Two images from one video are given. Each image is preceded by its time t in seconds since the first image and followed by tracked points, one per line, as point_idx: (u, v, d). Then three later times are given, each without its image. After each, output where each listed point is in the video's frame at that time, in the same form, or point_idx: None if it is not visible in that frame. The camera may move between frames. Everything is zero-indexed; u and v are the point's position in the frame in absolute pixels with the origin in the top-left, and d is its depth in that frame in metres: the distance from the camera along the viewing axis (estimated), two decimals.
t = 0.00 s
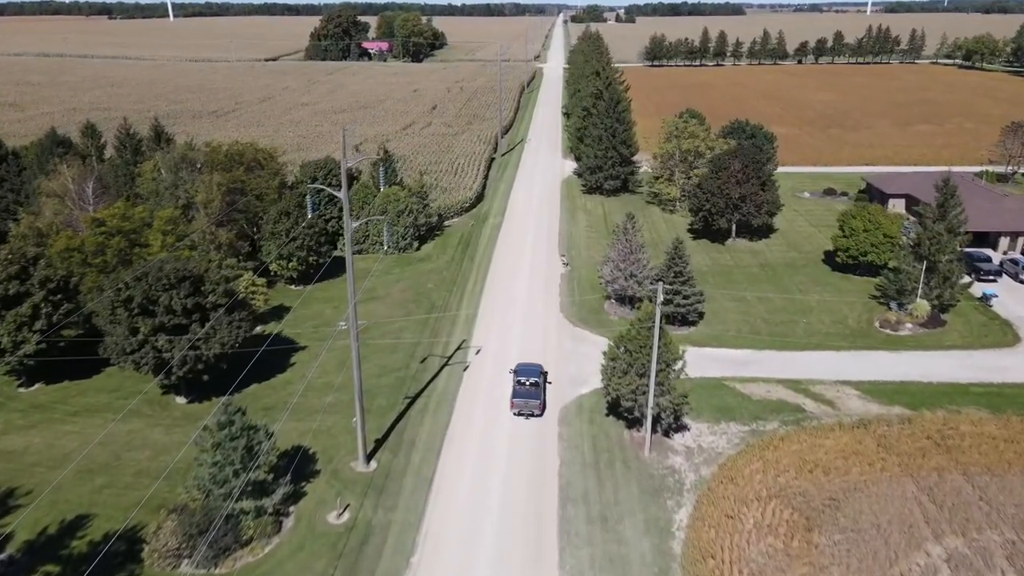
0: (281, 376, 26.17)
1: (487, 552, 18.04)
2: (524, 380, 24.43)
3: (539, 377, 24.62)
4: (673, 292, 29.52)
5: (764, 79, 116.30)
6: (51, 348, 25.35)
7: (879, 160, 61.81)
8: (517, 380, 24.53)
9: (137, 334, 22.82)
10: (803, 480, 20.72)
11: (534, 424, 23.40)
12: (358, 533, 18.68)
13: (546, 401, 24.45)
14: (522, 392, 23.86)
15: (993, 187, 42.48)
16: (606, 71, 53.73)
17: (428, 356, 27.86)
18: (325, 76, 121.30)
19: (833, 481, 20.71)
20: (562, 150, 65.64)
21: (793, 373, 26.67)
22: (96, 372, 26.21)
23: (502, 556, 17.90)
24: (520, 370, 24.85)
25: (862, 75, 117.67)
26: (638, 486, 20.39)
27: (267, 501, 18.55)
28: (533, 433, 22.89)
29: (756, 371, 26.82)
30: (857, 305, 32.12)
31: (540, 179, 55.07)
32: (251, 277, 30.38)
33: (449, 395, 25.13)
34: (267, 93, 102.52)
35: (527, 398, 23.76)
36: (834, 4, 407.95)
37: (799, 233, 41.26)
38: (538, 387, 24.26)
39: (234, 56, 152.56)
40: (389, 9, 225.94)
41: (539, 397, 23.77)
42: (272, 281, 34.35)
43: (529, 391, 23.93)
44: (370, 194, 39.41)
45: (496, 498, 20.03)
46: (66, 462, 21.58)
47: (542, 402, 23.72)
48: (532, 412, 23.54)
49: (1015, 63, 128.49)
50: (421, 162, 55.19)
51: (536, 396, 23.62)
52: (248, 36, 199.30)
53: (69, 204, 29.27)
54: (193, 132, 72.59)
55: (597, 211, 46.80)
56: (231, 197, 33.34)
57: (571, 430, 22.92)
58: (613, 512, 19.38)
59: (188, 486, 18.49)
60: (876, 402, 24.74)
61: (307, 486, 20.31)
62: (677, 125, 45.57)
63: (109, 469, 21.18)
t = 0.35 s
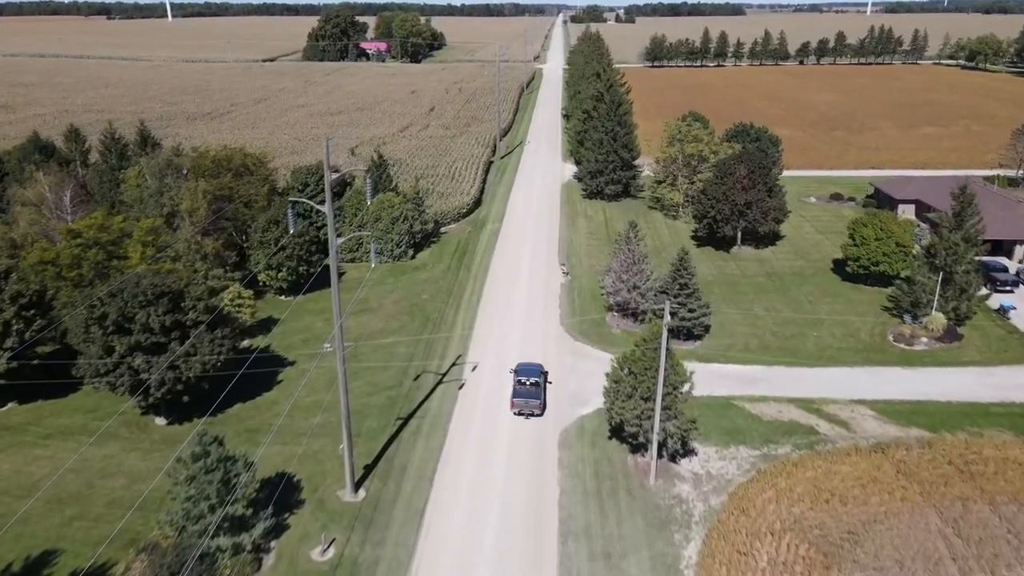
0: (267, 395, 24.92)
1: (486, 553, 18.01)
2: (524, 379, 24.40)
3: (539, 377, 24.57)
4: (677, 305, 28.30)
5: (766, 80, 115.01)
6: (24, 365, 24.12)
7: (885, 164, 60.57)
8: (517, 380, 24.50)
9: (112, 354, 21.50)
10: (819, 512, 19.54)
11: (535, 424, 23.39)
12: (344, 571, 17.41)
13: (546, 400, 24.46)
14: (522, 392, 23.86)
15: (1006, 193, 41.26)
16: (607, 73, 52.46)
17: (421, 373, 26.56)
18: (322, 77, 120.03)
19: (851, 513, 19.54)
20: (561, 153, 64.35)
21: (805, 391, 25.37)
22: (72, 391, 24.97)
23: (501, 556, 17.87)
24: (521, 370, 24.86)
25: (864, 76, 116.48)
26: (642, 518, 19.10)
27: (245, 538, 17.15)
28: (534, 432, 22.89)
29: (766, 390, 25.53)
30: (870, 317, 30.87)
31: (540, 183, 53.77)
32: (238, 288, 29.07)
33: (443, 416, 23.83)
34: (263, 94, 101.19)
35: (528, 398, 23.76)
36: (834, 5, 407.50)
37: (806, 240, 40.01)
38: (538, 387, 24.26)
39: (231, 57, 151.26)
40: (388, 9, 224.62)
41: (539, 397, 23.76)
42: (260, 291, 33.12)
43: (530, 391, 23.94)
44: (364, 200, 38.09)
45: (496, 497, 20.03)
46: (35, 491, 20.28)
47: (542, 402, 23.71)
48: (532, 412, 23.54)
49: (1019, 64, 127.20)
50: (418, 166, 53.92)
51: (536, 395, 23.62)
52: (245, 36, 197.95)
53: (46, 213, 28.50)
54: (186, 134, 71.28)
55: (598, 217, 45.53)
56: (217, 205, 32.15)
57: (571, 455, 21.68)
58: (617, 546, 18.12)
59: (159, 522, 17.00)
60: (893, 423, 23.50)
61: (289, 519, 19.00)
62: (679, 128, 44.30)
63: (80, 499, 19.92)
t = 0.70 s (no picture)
0: (253, 414, 23.75)
1: (486, 552, 17.96)
2: (525, 379, 24.39)
3: (539, 377, 24.56)
4: (682, 318, 27.14)
5: (767, 81, 113.90)
6: None
7: (891, 167, 59.44)
8: (517, 379, 24.47)
9: (86, 373, 20.29)
10: (836, 545, 18.40)
11: (535, 424, 23.41)
12: None
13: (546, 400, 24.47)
14: (522, 392, 23.90)
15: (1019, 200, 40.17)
16: (608, 75, 51.21)
17: (415, 391, 25.40)
18: (320, 79, 118.86)
19: (870, 546, 18.39)
20: (561, 156, 63.17)
21: (817, 410, 24.18)
22: (47, 411, 23.87)
23: (501, 556, 17.84)
24: (521, 370, 24.79)
25: (867, 78, 115.44)
26: (647, 548, 17.98)
27: None
28: (534, 432, 22.93)
29: (776, 408, 24.33)
30: (882, 329, 29.73)
31: (539, 188, 52.57)
32: (224, 300, 27.93)
33: (436, 439, 22.62)
34: (259, 96, 99.97)
35: (528, 398, 23.79)
36: (835, 6, 406.63)
37: (814, 247, 38.87)
38: (539, 387, 24.28)
39: (229, 58, 150.14)
40: (386, 10, 223.47)
41: (539, 397, 23.80)
42: (249, 302, 31.97)
43: (530, 391, 23.97)
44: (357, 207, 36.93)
45: (497, 497, 20.00)
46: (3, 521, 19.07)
47: (543, 402, 23.75)
48: (532, 412, 23.57)
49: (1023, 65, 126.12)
50: (415, 171, 52.76)
51: (537, 395, 23.65)
52: (244, 37, 196.78)
53: (23, 223, 27.34)
54: (180, 138, 70.04)
55: (599, 222, 44.38)
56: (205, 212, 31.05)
57: (573, 481, 20.55)
58: None
59: (130, 562, 15.67)
60: (911, 445, 22.35)
61: (271, 554, 17.77)
62: (683, 132, 43.17)
63: (50, 529, 18.73)
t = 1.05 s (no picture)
0: (236, 437, 22.47)
1: (487, 553, 17.90)
2: (525, 380, 24.36)
3: (539, 377, 24.52)
4: (688, 333, 25.91)
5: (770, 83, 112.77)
6: None
7: (899, 172, 58.22)
8: (518, 380, 24.43)
9: (54, 398, 19.03)
10: None
11: (536, 424, 23.41)
12: None
13: (547, 399, 24.49)
14: (522, 392, 23.89)
15: None
16: (610, 78, 49.84)
17: (407, 412, 24.12)
18: (317, 81, 117.55)
19: None
20: (561, 160, 61.88)
21: (831, 433, 22.87)
22: (17, 433, 22.64)
23: (501, 556, 17.77)
24: (521, 370, 24.77)
25: (870, 80, 114.28)
26: None
27: None
28: (535, 431, 22.97)
29: (788, 431, 23.02)
30: (897, 344, 28.47)
31: (539, 193, 51.29)
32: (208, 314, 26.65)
33: (428, 467, 21.27)
34: (256, 99, 98.64)
35: (528, 399, 23.81)
36: (836, 7, 405.52)
37: (822, 256, 37.62)
38: (539, 387, 24.26)
39: (226, 60, 148.82)
40: (385, 12, 222.02)
41: (539, 398, 23.79)
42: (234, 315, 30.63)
43: (531, 391, 23.98)
44: (350, 214, 35.59)
45: (497, 496, 19.96)
46: None
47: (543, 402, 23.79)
48: (532, 412, 23.60)
49: None
50: (411, 176, 51.46)
51: (537, 395, 23.67)
52: (242, 39, 195.38)
53: None
54: (173, 141, 68.73)
55: (600, 230, 43.11)
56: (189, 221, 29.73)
57: (574, 513, 19.26)
58: None
59: None
60: (933, 472, 21.10)
61: None
62: (687, 137, 41.97)
63: (13, 567, 17.43)
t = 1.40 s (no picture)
0: (218, 461, 21.28)
1: (487, 552, 17.91)
2: (525, 380, 24.33)
3: (540, 377, 24.51)
4: (694, 350, 24.74)
5: (772, 85, 111.69)
6: None
7: (905, 176, 57.05)
8: (518, 380, 24.43)
9: (21, 424, 17.91)
10: None
11: (536, 424, 23.42)
12: None
13: (546, 399, 24.50)
14: (522, 392, 23.87)
15: None
16: (611, 80, 48.63)
17: (400, 433, 22.94)
18: (315, 83, 116.48)
19: None
20: (561, 163, 60.75)
21: (846, 457, 21.67)
22: None
23: (501, 556, 17.76)
24: (521, 370, 24.77)
25: (872, 82, 113.28)
26: None
27: None
28: (535, 431, 23.01)
29: (800, 455, 21.80)
30: (912, 359, 27.31)
31: (538, 198, 50.06)
32: (193, 327, 25.50)
33: (420, 496, 20.05)
34: (252, 101, 97.53)
35: (529, 399, 23.80)
36: (837, 9, 405.03)
37: (831, 264, 36.48)
38: (539, 387, 24.24)
39: (223, 62, 147.74)
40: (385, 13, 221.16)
41: (540, 397, 23.79)
42: (220, 328, 29.47)
43: (531, 391, 23.97)
44: (343, 222, 34.39)
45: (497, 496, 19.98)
46: None
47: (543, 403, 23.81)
48: (533, 412, 23.60)
49: None
50: (408, 181, 50.33)
51: (537, 396, 23.68)
52: (240, 40, 194.52)
53: None
54: (166, 145, 67.55)
55: (601, 236, 41.94)
56: (174, 230, 28.58)
57: (575, 543, 18.21)
58: None
59: None
60: (956, 501, 19.95)
61: None
62: (691, 141, 40.85)
63: None
